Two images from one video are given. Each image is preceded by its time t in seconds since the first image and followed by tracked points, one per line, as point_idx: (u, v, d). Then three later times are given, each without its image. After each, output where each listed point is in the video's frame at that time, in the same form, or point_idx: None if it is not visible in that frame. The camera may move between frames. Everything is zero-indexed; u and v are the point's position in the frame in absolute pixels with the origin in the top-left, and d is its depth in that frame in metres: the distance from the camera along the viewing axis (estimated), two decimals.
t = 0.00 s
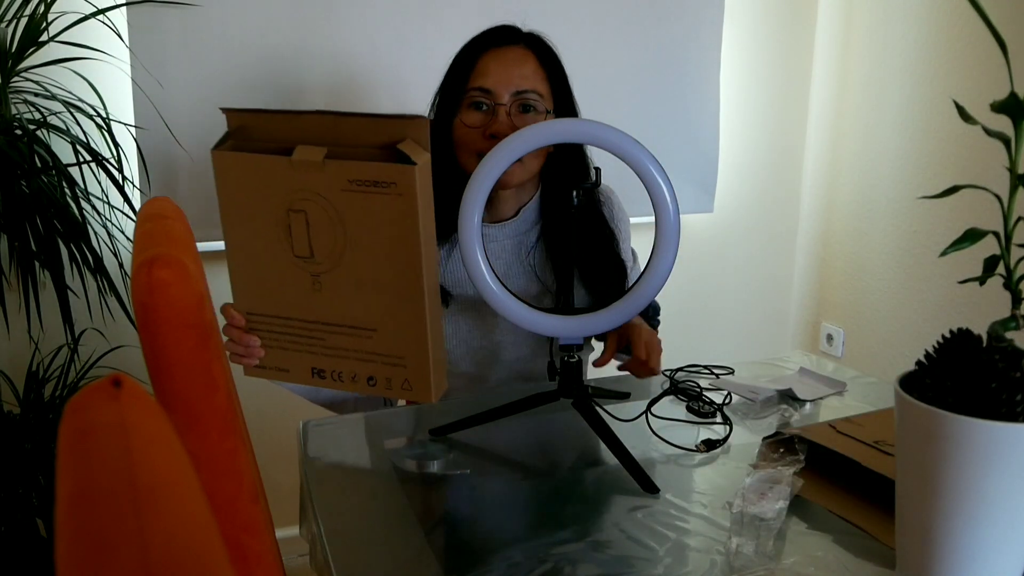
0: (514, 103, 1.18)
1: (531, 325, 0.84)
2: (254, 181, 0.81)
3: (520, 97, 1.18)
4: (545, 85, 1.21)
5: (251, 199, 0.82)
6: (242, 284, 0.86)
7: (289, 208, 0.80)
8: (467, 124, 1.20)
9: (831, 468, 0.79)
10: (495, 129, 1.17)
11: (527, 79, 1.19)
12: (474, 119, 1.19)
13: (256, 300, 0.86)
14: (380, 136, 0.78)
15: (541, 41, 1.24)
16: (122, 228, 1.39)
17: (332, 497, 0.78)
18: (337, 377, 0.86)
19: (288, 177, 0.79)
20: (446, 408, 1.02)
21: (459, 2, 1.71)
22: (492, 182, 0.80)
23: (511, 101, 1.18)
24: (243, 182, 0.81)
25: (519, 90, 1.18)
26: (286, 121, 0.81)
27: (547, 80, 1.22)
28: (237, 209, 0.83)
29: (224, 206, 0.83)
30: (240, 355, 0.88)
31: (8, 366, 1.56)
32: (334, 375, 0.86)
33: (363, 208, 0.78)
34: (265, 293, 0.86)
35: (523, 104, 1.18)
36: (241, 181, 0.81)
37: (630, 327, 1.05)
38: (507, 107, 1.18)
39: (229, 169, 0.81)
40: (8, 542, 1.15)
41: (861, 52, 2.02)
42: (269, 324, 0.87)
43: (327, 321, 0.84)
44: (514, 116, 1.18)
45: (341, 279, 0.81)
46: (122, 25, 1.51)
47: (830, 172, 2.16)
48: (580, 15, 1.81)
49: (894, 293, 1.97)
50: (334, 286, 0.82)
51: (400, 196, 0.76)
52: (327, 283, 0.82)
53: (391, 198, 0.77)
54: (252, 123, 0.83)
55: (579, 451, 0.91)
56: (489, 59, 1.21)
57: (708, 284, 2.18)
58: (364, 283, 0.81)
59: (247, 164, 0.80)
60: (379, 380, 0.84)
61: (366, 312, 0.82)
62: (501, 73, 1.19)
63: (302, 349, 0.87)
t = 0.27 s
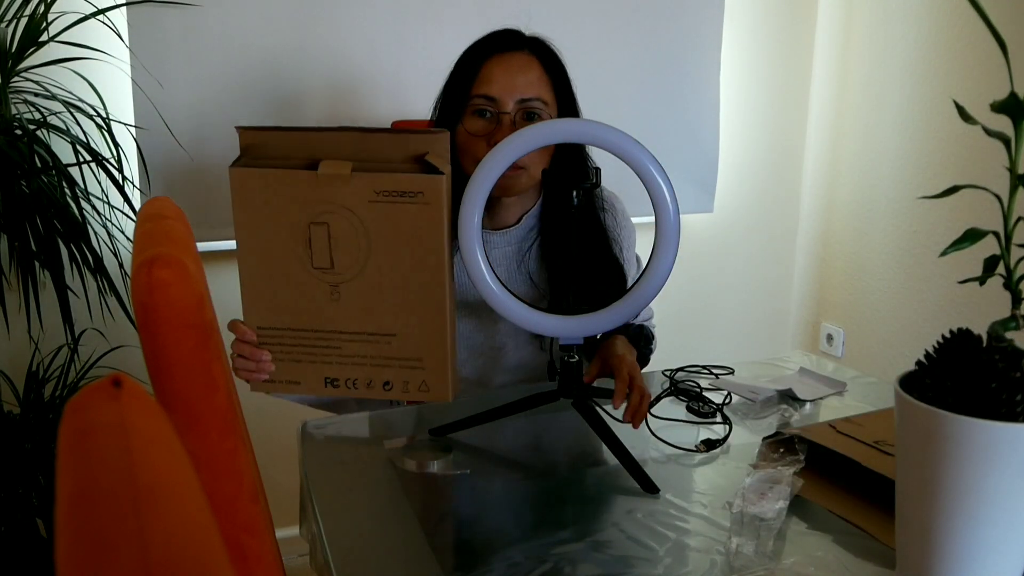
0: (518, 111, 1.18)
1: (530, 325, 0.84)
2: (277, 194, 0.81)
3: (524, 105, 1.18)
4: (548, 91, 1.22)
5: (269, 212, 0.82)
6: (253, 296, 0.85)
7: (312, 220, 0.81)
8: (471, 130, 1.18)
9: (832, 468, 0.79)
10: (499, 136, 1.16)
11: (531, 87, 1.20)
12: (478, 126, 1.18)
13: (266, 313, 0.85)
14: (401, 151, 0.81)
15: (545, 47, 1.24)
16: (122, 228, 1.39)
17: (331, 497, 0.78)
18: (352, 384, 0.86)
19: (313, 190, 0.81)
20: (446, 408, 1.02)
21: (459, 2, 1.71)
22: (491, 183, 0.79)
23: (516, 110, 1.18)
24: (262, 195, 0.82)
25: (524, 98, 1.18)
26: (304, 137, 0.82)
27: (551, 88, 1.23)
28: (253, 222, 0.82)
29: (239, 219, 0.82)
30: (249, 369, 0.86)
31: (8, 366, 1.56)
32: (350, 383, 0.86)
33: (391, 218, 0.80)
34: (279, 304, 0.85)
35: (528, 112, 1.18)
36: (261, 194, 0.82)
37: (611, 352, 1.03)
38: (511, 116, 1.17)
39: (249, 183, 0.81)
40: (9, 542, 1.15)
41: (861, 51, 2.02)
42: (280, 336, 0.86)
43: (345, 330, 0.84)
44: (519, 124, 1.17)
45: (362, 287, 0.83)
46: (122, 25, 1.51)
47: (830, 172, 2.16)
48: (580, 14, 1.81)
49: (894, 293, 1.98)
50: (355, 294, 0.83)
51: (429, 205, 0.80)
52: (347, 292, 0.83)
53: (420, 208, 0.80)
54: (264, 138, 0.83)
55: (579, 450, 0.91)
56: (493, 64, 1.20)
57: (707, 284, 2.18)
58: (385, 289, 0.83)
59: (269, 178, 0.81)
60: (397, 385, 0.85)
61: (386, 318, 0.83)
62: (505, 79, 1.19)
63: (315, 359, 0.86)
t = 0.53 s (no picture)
0: (518, 115, 1.18)
1: (531, 325, 0.84)
2: (280, 193, 0.80)
3: (524, 109, 1.18)
4: (547, 93, 1.22)
5: (273, 212, 0.80)
6: (257, 301, 0.83)
7: (320, 214, 0.82)
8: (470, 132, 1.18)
9: (832, 468, 0.79)
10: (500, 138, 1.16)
11: (531, 89, 1.20)
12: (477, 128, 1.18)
13: (273, 315, 0.84)
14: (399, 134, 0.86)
15: (542, 49, 1.25)
16: (122, 228, 1.39)
17: (331, 497, 0.78)
18: (365, 370, 0.88)
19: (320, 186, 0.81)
20: (445, 408, 1.02)
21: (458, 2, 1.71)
22: (491, 183, 0.80)
23: (515, 114, 1.18)
24: (265, 195, 0.80)
25: (524, 101, 1.18)
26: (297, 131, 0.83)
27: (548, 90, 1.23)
28: (257, 223, 0.80)
29: (242, 222, 0.80)
30: (260, 378, 0.84)
31: (8, 366, 1.56)
32: (364, 369, 0.88)
33: (401, 202, 0.84)
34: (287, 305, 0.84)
35: (528, 115, 1.18)
36: (262, 196, 0.80)
37: (605, 351, 1.05)
38: (511, 120, 1.17)
39: (249, 187, 0.79)
40: (8, 542, 1.15)
41: (861, 52, 2.02)
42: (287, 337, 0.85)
43: (356, 319, 0.86)
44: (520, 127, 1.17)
45: (374, 274, 0.85)
46: (122, 25, 1.51)
47: (830, 172, 2.16)
48: (580, 14, 1.81)
49: (894, 293, 1.98)
50: (367, 283, 0.85)
51: (439, 186, 0.84)
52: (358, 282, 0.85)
53: (430, 190, 0.84)
54: (248, 139, 0.82)
55: (579, 450, 0.91)
56: (492, 65, 1.20)
57: (707, 284, 2.18)
58: (397, 273, 0.86)
59: (271, 180, 0.79)
60: (410, 362, 0.90)
61: (397, 300, 0.87)
62: (505, 81, 1.18)
63: (326, 353, 0.87)
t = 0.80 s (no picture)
0: (517, 116, 1.17)
1: (530, 325, 0.84)
2: (302, 192, 0.79)
3: (524, 109, 1.18)
4: (545, 94, 1.22)
5: (291, 212, 0.79)
6: (270, 302, 0.82)
7: (338, 214, 0.81)
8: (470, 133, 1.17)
9: (832, 468, 0.79)
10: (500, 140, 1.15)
11: (529, 90, 1.19)
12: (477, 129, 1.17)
13: (285, 317, 0.83)
14: (407, 133, 0.87)
15: (540, 50, 1.25)
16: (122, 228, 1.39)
17: (331, 498, 0.78)
18: (373, 369, 0.89)
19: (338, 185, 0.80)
20: (445, 408, 1.02)
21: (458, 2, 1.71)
22: (492, 183, 0.80)
23: (514, 114, 1.17)
24: (285, 195, 0.78)
25: (524, 102, 1.18)
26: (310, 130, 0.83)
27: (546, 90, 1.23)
28: (277, 224, 0.79)
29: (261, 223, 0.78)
30: (272, 382, 0.83)
31: (8, 366, 1.56)
32: (371, 368, 0.88)
33: (413, 200, 0.85)
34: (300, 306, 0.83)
35: (528, 116, 1.18)
36: (281, 196, 0.78)
37: (606, 352, 1.05)
38: (511, 121, 1.17)
39: (269, 187, 0.77)
40: (8, 542, 1.15)
41: (861, 51, 2.02)
42: (297, 339, 0.84)
43: (366, 318, 0.86)
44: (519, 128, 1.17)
45: (385, 273, 0.86)
46: (122, 25, 1.51)
47: (830, 171, 2.16)
48: (579, 14, 1.81)
49: (894, 293, 1.98)
50: (378, 282, 0.86)
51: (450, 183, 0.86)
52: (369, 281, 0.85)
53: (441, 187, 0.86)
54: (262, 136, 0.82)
55: (579, 451, 0.91)
56: (490, 66, 1.21)
57: (707, 284, 2.18)
58: (404, 270, 0.87)
59: (291, 179, 0.78)
60: (416, 358, 0.91)
61: (404, 297, 0.88)
62: (504, 83, 1.18)
63: (336, 354, 0.86)
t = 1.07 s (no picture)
0: (514, 116, 1.18)
1: (530, 325, 0.84)
2: (300, 188, 0.79)
3: (521, 109, 1.18)
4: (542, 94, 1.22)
5: (289, 207, 0.80)
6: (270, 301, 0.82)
7: (337, 209, 0.82)
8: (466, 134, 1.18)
9: (832, 468, 0.79)
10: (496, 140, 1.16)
11: (526, 91, 1.19)
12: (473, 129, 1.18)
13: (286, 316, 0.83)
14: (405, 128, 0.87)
15: (537, 50, 1.25)
16: (122, 228, 1.39)
17: (331, 498, 0.78)
18: (374, 368, 0.89)
19: (336, 181, 0.81)
20: (445, 409, 1.02)
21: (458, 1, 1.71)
22: (492, 183, 0.80)
23: (511, 114, 1.18)
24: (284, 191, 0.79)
25: (520, 102, 1.18)
26: (306, 125, 0.83)
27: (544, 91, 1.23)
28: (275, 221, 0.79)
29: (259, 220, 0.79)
30: (274, 381, 0.83)
31: (8, 366, 1.56)
32: (373, 367, 0.88)
33: (412, 196, 0.85)
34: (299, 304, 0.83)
35: (524, 116, 1.18)
36: (280, 192, 0.78)
37: (606, 353, 1.05)
38: (507, 121, 1.17)
39: (268, 183, 0.77)
40: (8, 541, 1.15)
41: (861, 52, 2.02)
42: (298, 337, 0.84)
43: (367, 316, 0.86)
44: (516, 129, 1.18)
45: (385, 270, 0.86)
46: (122, 25, 1.51)
47: (830, 171, 2.16)
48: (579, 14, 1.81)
49: (894, 293, 1.98)
50: (378, 279, 0.86)
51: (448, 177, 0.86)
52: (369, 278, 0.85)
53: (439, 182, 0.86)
54: (262, 133, 0.81)
55: (579, 451, 0.91)
56: (487, 66, 1.20)
57: (708, 284, 2.18)
58: (404, 266, 0.87)
59: (290, 174, 0.78)
60: (417, 357, 0.91)
61: (405, 294, 0.88)
62: (500, 83, 1.18)
63: (337, 353, 0.86)
